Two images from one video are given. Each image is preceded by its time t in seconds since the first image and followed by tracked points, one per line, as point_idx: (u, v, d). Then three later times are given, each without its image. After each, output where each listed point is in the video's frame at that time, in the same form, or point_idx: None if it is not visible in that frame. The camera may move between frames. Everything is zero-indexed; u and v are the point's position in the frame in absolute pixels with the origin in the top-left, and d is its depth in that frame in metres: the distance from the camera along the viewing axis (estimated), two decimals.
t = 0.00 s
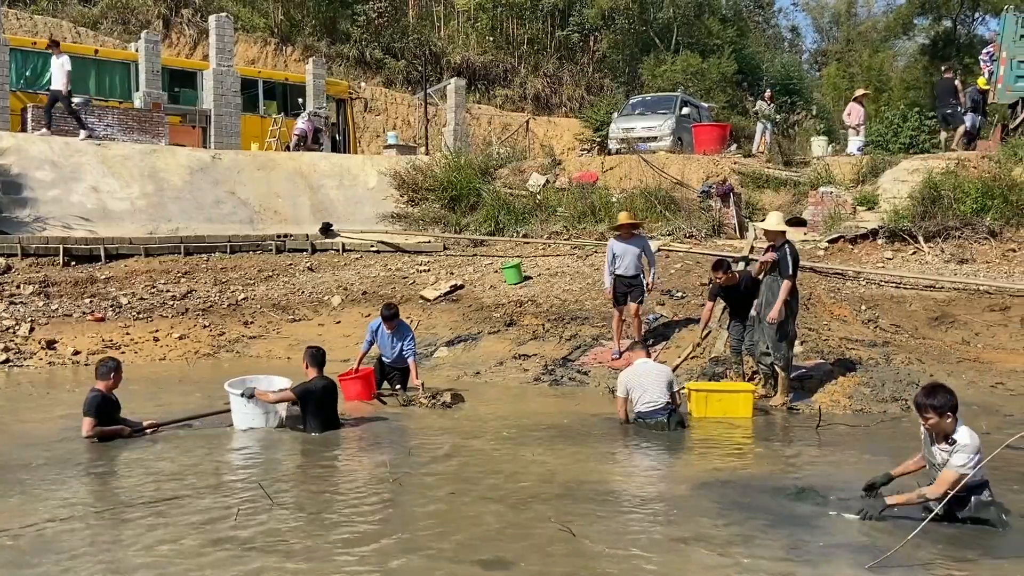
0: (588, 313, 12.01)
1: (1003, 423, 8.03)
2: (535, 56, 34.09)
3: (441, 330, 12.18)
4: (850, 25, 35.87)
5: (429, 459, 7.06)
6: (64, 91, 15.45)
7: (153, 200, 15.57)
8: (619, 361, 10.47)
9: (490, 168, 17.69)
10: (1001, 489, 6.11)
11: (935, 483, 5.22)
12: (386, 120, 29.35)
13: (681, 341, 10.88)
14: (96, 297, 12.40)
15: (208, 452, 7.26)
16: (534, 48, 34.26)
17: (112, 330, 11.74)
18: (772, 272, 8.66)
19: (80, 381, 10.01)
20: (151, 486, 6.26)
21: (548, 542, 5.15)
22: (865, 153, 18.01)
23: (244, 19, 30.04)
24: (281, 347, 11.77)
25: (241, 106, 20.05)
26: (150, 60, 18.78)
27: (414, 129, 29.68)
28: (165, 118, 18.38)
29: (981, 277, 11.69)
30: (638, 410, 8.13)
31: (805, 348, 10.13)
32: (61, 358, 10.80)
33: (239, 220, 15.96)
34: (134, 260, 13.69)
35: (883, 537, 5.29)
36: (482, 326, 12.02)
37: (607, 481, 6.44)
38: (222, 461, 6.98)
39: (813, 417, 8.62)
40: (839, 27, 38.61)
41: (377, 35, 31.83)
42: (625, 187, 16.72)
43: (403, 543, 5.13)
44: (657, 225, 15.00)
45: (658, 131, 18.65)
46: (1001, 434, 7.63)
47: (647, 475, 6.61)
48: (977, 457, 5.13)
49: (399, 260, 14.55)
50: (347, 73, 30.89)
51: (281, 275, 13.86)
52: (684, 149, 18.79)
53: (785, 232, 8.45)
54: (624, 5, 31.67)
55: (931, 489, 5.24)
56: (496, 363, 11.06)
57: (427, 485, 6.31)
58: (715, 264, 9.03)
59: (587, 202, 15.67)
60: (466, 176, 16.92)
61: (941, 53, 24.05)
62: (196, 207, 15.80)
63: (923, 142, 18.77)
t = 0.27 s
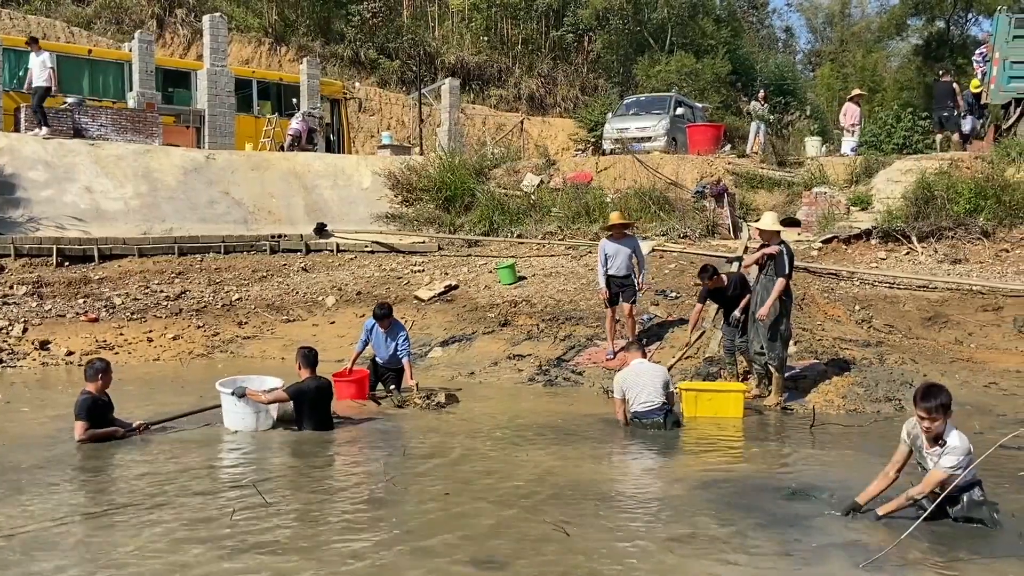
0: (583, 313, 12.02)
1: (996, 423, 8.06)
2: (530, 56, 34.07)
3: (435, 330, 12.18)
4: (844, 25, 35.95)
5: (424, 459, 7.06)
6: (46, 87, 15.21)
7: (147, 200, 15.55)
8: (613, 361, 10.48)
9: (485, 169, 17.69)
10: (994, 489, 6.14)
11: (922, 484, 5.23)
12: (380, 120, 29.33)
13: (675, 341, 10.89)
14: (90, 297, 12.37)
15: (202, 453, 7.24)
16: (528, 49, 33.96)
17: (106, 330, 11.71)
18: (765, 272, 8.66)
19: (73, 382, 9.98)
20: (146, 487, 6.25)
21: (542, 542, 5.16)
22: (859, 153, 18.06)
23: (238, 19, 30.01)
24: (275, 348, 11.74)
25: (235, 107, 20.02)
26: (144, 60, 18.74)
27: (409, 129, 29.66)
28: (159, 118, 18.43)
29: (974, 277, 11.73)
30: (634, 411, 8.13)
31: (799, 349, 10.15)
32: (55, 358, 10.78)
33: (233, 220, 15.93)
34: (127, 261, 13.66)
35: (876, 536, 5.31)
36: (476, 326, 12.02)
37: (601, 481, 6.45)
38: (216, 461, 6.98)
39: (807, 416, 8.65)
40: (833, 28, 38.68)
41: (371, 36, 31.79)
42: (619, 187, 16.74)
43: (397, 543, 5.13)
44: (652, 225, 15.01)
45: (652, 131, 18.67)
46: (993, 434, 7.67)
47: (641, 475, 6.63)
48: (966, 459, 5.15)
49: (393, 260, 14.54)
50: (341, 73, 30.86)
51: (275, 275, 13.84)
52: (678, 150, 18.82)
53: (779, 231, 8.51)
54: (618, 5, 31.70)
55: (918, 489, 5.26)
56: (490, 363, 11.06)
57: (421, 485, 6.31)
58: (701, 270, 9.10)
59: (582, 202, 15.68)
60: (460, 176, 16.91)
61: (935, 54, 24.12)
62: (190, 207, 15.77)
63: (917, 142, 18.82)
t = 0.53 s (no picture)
0: (579, 313, 12.04)
1: (992, 423, 8.08)
2: (526, 57, 34.05)
3: (432, 330, 12.18)
4: (839, 26, 35.98)
5: (421, 460, 7.07)
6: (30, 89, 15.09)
7: (143, 200, 15.53)
8: (609, 362, 10.50)
9: (481, 169, 17.69)
10: (989, 487, 6.16)
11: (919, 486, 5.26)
12: (377, 121, 29.37)
13: (671, 341, 10.91)
14: (86, 298, 12.36)
15: (199, 453, 7.24)
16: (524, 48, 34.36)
17: (101, 330, 11.70)
18: (763, 272, 8.70)
19: (68, 382, 9.97)
20: (142, 487, 6.25)
21: (539, 542, 5.17)
22: (854, 154, 18.10)
23: (234, 20, 30.04)
24: (271, 348, 11.73)
25: (232, 107, 20.01)
26: (140, 60, 18.80)
27: (405, 129, 29.69)
28: (155, 119, 18.23)
29: (969, 277, 11.77)
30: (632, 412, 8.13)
31: (795, 349, 10.18)
32: (51, 359, 10.77)
33: (229, 221, 15.91)
34: (124, 261, 13.65)
35: (872, 535, 5.32)
36: (473, 326, 12.03)
37: (598, 482, 6.46)
38: (212, 462, 6.97)
39: (803, 416, 8.67)
40: (829, 28, 38.74)
41: (367, 36, 31.80)
42: (615, 188, 16.76)
43: (394, 543, 5.13)
44: (648, 225, 15.03)
45: (648, 132, 18.70)
46: (988, 434, 7.69)
47: (638, 475, 6.64)
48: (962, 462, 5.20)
49: (389, 261, 14.54)
50: (337, 73, 30.88)
51: (272, 276, 13.83)
52: (674, 150, 18.84)
53: (776, 230, 8.50)
54: (614, 5, 31.75)
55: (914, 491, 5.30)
56: (487, 363, 11.07)
57: (418, 486, 6.32)
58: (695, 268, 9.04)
59: (578, 203, 15.69)
60: (457, 177, 16.91)
61: (930, 54, 24.13)
62: (186, 208, 15.75)
63: (912, 142, 18.87)
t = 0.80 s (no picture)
0: (577, 313, 12.04)
1: (989, 422, 8.09)
2: (523, 57, 34.06)
3: (430, 331, 12.18)
4: (837, 26, 36.04)
5: (419, 460, 7.06)
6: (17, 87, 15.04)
7: (141, 200, 15.52)
8: (607, 362, 10.50)
9: (479, 169, 17.68)
10: (988, 487, 6.17)
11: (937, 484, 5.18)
12: (375, 121, 29.36)
13: (669, 341, 10.91)
14: (84, 298, 12.35)
15: (197, 454, 7.24)
16: (522, 49, 34.29)
17: (99, 331, 11.69)
18: (760, 271, 8.73)
19: (66, 383, 9.97)
20: (140, 488, 6.25)
21: (538, 542, 5.17)
22: (852, 153, 18.10)
23: (232, 20, 30.04)
24: (269, 349, 11.72)
25: (229, 107, 19.99)
26: (137, 60, 18.73)
27: (403, 129, 29.68)
28: (152, 119, 18.16)
29: (967, 277, 11.77)
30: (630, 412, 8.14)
31: (794, 349, 10.18)
32: (48, 360, 10.76)
33: (227, 221, 15.90)
34: (121, 261, 13.63)
35: (870, 535, 5.33)
36: (471, 326, 12.03)
37: (596, 482, 6.46)
38: (210, 462, 6.96)
39: (802, 416, 8.67)
40: (827, 28, 38.79)
41: (365, 36, 31.78)
42: (612, 188, 16.76)
43: (392, 543, 5.14)
44: (646, 226, 15.02)
45: (646, 131, 18.70)
46: (986, 433, 7.69)
47: (636, 475, 6.64)
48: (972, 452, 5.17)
49: (387, 261, 14.53)
50: (335, 73, 30.87)
51: (270, 276, 13.81)
52: (672, 150, 18.84)
53: (774, 230, 8.49)
54: (612, 5, 31.75)
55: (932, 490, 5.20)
56: (485, 363, 11.07)
57: (416, 486, 6.31)
58: (687, 268, 9.17)
59: (576, 202, 15.67)
60: (454, 177, 16.90)
61: (927, 54, 24.18)
62: (184, 208, 15.73)
63: (910, 142, 18.88)
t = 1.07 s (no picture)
0: (577, 313, 12.04)
1: (989, 421, 8.10)
2: (522, 57, 34.03)
3: (429, 331, 12.19)
4: (836, 25, 36.03)
5: (420, 460, 7.07)
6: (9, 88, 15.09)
7: (140, 201, 15.51)
8: (607, 361, 10.50)
9: (478, 169, 17.68)
10: (988, 486, 6.18)
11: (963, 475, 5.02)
12: (374, 121, 29.38)
13: (669, 341, 10.91)
14: (83, 298, 12.35)
15: (197, 454, 7.24)
16: (521, 49, 34.24)
17: (98, 331, 11.69)
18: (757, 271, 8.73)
19: (65, 384, 9.96)
20: (140, 489, 6.25)
21: (539, 541, 5.18)
22: (851, 153, 18.11)
23: (231, 20, 30.07)
24: (268, 349, 11.71)
25: (228, 107, 19.99)
26: (136, 60, 18.69)
27: (402, 129, 29.71)
28: (151, 120, 18.16)
29: (967, 276, 11.79)
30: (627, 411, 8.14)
31: (793, 348, 10.18)
32: (48, 361, 10.76)
33: (226, 221, 15.89)
34: (120, 261, 13.63)
35: (869, 533, 5.34)
36: (470, 326, 12.03)
37: (596, 481, 6.47)
38: (210, 463, 6.97)
39: (801, 416, 8.68)
40: (825, 28, 38.79)
41: (364, 36, 31.77)
42: (612, 187, 16.76)
43: (393, 543, 5.14)
44: (645, 226, 15.03)
45: (645, 131, 18.70)
46: (986, 433, 7.70)
47: (636, 475, 6.65)
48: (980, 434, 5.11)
49: (386, 261, 14.53)
50: (334, 74, 30.89)
51: (269, 276, 13.82)
52: (671, 150, 18.84)
53: (773, 230, 8.49)
54: (611, 5, 31.76)
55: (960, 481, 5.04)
56: (484, 364, 11.07)
57: (416, 486, 6.32)
58: (687, 268, 9.12)
59: (575, 202, 15.66)
60: (453, 177, 16.89)
61: (926, 53, 24.22)
62: (183, 208, 15.72)
63: (909, 142, 18.89)
